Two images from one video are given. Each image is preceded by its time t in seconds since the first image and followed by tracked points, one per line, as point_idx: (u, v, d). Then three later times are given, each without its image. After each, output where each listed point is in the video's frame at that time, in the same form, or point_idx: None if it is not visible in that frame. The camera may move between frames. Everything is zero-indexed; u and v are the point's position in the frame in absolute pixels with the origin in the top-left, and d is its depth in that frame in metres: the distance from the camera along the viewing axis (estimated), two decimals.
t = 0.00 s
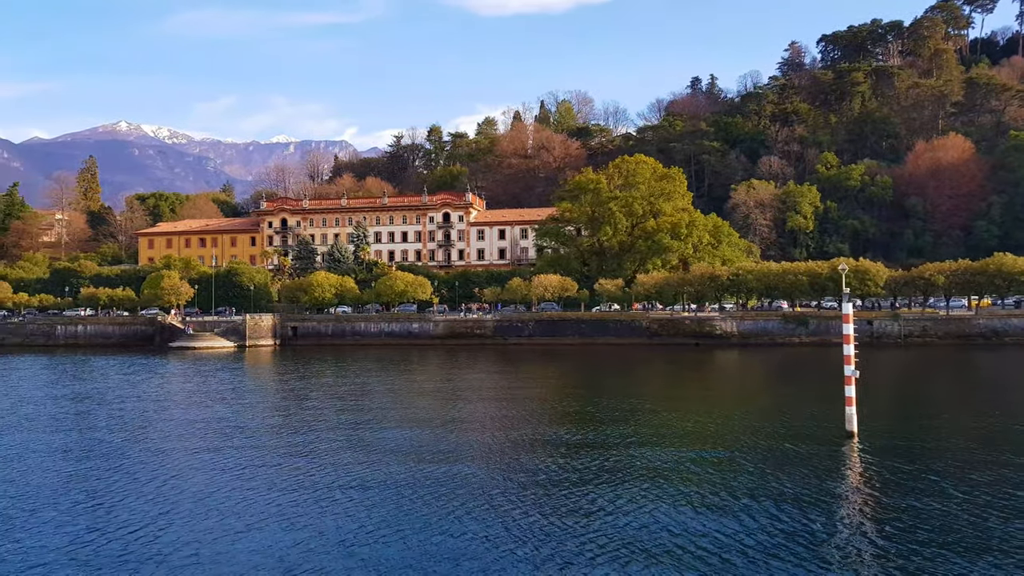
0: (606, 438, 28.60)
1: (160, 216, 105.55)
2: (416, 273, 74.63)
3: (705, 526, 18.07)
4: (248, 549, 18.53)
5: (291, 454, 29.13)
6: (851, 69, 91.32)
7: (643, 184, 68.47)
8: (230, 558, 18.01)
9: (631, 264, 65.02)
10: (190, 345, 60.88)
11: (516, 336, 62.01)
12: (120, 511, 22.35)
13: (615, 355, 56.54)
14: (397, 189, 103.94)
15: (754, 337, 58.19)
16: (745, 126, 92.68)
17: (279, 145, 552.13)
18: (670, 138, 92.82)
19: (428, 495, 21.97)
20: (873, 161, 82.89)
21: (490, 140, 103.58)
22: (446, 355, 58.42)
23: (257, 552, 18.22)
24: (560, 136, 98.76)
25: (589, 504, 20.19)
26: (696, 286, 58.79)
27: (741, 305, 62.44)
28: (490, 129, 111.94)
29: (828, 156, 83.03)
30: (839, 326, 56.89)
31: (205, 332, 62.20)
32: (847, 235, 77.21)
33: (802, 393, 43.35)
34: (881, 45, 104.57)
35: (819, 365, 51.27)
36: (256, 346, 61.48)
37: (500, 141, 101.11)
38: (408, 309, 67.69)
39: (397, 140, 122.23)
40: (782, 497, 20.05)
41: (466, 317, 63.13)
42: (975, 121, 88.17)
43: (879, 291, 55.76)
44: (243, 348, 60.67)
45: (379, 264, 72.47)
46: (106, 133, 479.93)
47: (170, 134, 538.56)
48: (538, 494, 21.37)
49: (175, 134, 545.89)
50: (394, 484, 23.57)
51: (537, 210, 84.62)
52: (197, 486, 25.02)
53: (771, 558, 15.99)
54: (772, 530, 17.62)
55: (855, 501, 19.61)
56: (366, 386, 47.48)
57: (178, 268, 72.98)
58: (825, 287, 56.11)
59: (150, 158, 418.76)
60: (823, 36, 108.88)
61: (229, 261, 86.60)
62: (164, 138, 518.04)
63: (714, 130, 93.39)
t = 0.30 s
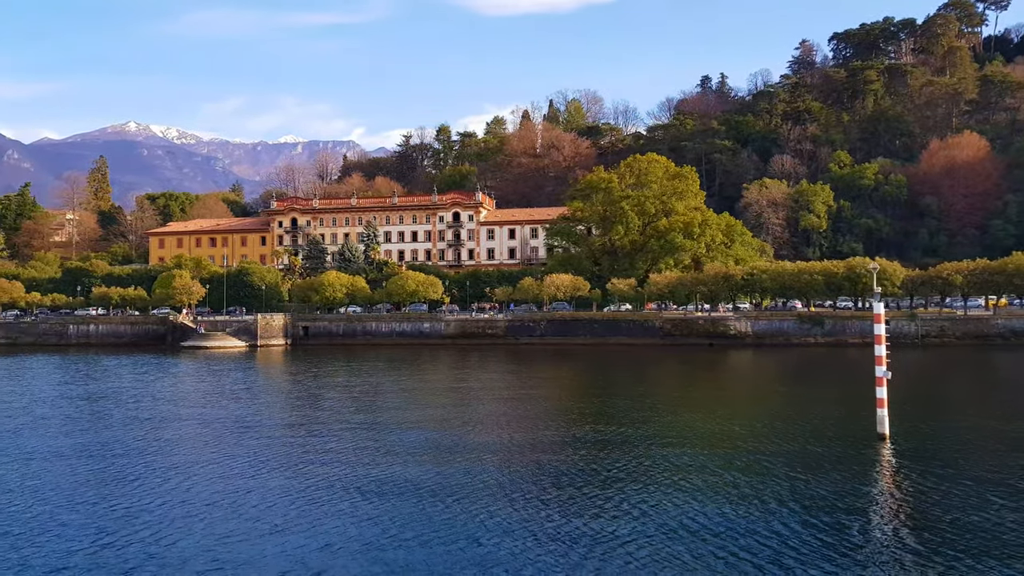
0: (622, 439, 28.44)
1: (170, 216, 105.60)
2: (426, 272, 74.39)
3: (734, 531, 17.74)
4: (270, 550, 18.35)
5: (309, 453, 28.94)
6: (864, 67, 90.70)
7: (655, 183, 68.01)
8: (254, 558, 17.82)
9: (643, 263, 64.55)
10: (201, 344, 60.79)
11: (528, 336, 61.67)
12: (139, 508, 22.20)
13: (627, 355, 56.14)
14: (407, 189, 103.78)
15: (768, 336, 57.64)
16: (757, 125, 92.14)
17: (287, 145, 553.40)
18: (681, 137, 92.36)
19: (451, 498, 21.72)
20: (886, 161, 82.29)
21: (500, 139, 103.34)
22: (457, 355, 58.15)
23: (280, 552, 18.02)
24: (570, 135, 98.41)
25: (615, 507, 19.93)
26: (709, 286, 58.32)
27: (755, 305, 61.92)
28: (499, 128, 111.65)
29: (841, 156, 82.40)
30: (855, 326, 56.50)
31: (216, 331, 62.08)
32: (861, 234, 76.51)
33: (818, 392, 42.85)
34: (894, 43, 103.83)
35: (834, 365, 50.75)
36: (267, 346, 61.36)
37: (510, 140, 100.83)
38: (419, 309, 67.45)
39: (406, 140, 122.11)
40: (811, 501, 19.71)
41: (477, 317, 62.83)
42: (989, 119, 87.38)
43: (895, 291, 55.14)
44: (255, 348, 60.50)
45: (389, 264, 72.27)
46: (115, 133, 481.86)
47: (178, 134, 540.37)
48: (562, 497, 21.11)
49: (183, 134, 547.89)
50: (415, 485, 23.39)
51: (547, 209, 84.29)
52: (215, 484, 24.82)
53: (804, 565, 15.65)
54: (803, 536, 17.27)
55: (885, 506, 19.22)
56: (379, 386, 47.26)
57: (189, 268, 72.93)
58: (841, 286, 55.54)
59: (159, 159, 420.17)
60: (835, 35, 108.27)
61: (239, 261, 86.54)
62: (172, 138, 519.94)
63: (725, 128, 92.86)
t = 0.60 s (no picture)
0: (642, 440, 28.11)
1: (182, 216, 105.81)
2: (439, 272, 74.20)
3: (767, 535, 17.39)
4: (294, 549, 18.11)
5: (328, 453, 28.72)
6: (878, 66, 90.08)
7: (670, 183, 67.54)
8: (278, 558, 17.57)
9: (658, 263, 64.11)
10: (215, 344, 60.77)
11: (542, 336, 61.33)
12: (161, 509, 22.04)
13: (642, 356, 55.74)
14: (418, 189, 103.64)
15: (785, 337, 57.09)
16: (770, 124, 91.59)
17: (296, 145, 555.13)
18: (694, 136, 91.93)
19: (475, 496, 21.42)
20: (902, 160, 81.67)
21: (511, 139, 103.15)
22: (470, 355, 57.87)
23: (303, 551, 17.79)
24: (582, 135, 98.15)
25: (643, 509, 19.54)
26: (726, 286, 57.83)
27: (771, 305, 61.42)
28: (510, 128, 111.43)
29: (856, 155, 81.81)
30: (873, 327, 56.02)
31: (230, 332, 62.03)
32: (877, 234, 75.81)
33: (838, 393, 42.24)
34: (908, 41, 103.15)
35: (852, 366, 50.25)
36: (281, 346, 61.29)
37: (521, 140, 100.60)
38: (432, 309, 67.25)
39: (417, 140, 122.04)
40: (844, 505, 19.32)
41: (491, 317, 62.56)
42: (1006, 118, 86.55)
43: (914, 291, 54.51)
44: (269, 348, 60.44)
45: (401, 264, 72.11)
46: (126, 134, 484.72)
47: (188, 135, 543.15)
48: (590, 497, 20.76)
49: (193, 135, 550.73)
50: (438, 484, 23.10)
51: (560, 209, 83.98)
52: (236, 484, 24.63)
53: (842, 573, 15.27)
54: (838, 541, 16.91)
55: (921, 511, 18.81)
56: (394, 386, 47.10)
57: (202, 268, 73.00)
58: (859, 286, 55.04)
59: (169, 159, 422.30)
60: (848, 33, 107.65)
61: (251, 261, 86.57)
62: (182, 138, 522.21)
63: (739, 127, 92.35)
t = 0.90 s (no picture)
0: (663, 441, 27.79)
1: (193, 216, 105.96)
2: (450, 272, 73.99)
3: (801, 541, 17.01)
4: (316, 551, 17.84)
5: (347, 453, 28.47)
6: (892, 64, 89.48)
7: (683, 182, 67.10)
8: (300, 560, 17.31)
9: (671, 263, 63.69)
10: (228, 344, 60.71)
11: (555, 336, 61.00)
12: (180, 508, 21.82)
13: (657, 356, 55.33)
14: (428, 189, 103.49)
15: (801, 337, 56.59)
16: (783, 123, 91.03)
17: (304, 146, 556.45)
18: (706, 135, 91.52)
19: (499, 500, 21.07)
20: (916, 158, 81.11)
21: (522, 139, 102.91)
22: (483, 355, 57.61)
23: (327, 553, 17.54)
24: (593, 134, 97.86)
25: (673, 514, 19.14)
26: (740, 285, 57.36)
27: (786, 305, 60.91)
28: (520, 127, 111.17)
29: (870, 153, 81.38)
30: (890, 326, 55.47)
31: (242, 332, 61.96)
32: (891, 234, 75.14)
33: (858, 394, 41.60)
34: (921, 39, 102.44)
35: (869, 366, 49.70)
36: (293, 346, 61.17)
37: (532, 140, 100.36)
38: (444, 310, 67.02)
39: (427, 139, 121.92)
40: (878, 510, 18.91)
41: (503, 317, 62.26)
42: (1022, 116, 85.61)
43: (931, 291, 53.92)
44: (281, 348, 60.32)
45: (413, 264, 71.90)
46: (135, 134, 486.97)
47: (197, 136, 545.27)
48: (617, 501, 20.38)
49: (202, 136, 552.87)
50: (460, 486, 22.81)
51: (571, 209, 83.65)
52: (255, 483, 24.41)
53: None
54: (875, 548, 16.51)
55: (958, 516, 18.38)
56: (408, 387, 46.88)
57: (214, 268, 73.02)
58: (876, 286, 54.49)
59: (178, 159, 424.01)
60: (861, 31, 107.05)
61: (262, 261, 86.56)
62: (191, 139, 524.34)
63: (751, 126, 91.89)
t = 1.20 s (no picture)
0: (689, 442, 27.35)
1: (204, 216, 106.11)
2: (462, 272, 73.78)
3: (836, 548, 16.53)
4: (338, 555, 17.53)
5: (366, 454, 28.13)
6: (905, 62, 89.10)
7: (696, 181, 66.63)
8: (320, 564, 16.98)
9: (684, 262, 63.27)
10: (240, 344, 60.64)
11: (568, 336, 60.67)
12: (199, 509, 21.64)
13: (671, 356, 54.95)
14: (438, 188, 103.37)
15: (817, 337, 56.10)
16: (795, 122, 90.51)
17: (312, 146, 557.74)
18: (717, 134, 91.16)
19: (524, 503, 20.65)
20: (930, 158, 80.58)
21: (532, 138, 102.72)
22: (496, 355, 57.36)
23: (353, 557, 17.21)
24: (604, 134, 97.58)
25: (704, 518, 18.71)
26: (755, 285, 56.88)
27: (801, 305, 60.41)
28: (530, 126, 110.97)
29: (883, 152, 80.86)
30: (906, 326, 54.96)
31: (255, 331, 61.87)
32: (905, 233, 74.48)
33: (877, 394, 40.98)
34: (934, 37, 102.21)
35: (886, 366, 49.14)
36: (305, 346, 61.05)
37: (542, 139, 100.19)
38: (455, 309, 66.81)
39: (437, 139, 121.86)
40: (916, 514, 18.38)
41: (516, 317, 61.97)
42: None
43: (949, 290, 53.36)
44: (293, 348, 60.27)
45: (424, 264, 71.76)
46: (144, 134, 489.22)
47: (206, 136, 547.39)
48: (646, 505, 19.94)
49: (211, 136, 555.05)
50: (485, 488, 22.36)
51: (582, 208, 83.33)
52: (274, 484, 24.15)
53: None
54: (916, 555, 15.99)
55: (998, 522, 17.85)
56: (422, 386, 46.72)
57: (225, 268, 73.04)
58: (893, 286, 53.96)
59: (187, 159, 425.80)
60: (873, 30, 106.86)
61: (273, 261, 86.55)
62: (199, 139, 526.40)
63: (763, 125, 91.45)
